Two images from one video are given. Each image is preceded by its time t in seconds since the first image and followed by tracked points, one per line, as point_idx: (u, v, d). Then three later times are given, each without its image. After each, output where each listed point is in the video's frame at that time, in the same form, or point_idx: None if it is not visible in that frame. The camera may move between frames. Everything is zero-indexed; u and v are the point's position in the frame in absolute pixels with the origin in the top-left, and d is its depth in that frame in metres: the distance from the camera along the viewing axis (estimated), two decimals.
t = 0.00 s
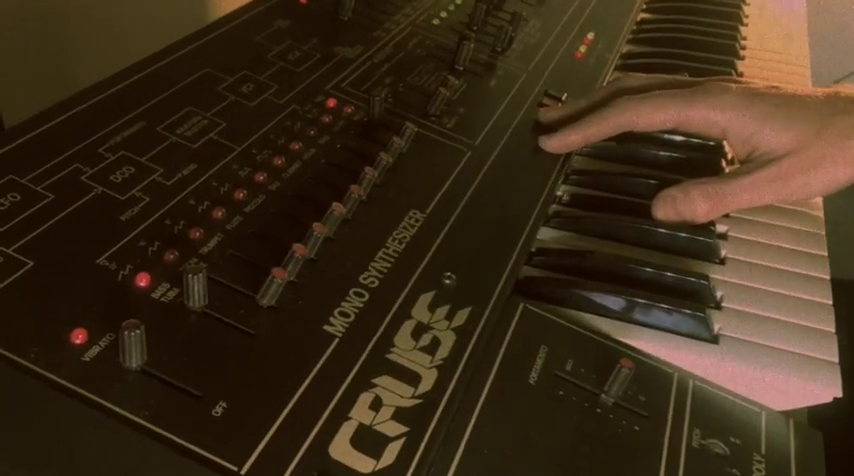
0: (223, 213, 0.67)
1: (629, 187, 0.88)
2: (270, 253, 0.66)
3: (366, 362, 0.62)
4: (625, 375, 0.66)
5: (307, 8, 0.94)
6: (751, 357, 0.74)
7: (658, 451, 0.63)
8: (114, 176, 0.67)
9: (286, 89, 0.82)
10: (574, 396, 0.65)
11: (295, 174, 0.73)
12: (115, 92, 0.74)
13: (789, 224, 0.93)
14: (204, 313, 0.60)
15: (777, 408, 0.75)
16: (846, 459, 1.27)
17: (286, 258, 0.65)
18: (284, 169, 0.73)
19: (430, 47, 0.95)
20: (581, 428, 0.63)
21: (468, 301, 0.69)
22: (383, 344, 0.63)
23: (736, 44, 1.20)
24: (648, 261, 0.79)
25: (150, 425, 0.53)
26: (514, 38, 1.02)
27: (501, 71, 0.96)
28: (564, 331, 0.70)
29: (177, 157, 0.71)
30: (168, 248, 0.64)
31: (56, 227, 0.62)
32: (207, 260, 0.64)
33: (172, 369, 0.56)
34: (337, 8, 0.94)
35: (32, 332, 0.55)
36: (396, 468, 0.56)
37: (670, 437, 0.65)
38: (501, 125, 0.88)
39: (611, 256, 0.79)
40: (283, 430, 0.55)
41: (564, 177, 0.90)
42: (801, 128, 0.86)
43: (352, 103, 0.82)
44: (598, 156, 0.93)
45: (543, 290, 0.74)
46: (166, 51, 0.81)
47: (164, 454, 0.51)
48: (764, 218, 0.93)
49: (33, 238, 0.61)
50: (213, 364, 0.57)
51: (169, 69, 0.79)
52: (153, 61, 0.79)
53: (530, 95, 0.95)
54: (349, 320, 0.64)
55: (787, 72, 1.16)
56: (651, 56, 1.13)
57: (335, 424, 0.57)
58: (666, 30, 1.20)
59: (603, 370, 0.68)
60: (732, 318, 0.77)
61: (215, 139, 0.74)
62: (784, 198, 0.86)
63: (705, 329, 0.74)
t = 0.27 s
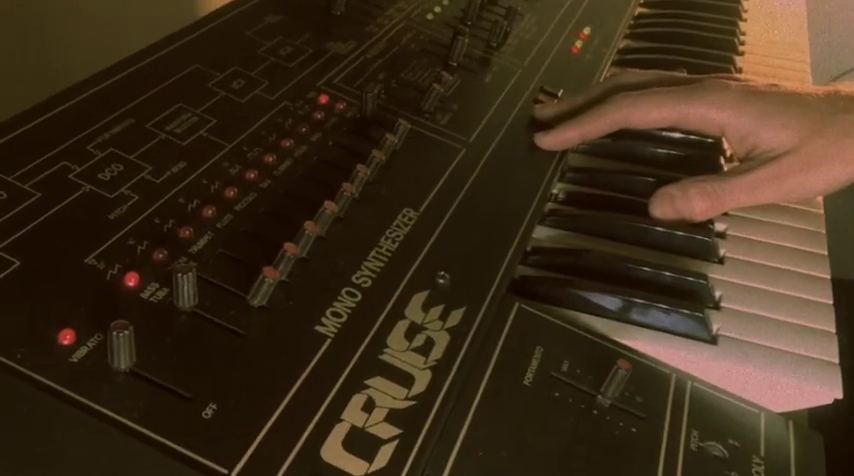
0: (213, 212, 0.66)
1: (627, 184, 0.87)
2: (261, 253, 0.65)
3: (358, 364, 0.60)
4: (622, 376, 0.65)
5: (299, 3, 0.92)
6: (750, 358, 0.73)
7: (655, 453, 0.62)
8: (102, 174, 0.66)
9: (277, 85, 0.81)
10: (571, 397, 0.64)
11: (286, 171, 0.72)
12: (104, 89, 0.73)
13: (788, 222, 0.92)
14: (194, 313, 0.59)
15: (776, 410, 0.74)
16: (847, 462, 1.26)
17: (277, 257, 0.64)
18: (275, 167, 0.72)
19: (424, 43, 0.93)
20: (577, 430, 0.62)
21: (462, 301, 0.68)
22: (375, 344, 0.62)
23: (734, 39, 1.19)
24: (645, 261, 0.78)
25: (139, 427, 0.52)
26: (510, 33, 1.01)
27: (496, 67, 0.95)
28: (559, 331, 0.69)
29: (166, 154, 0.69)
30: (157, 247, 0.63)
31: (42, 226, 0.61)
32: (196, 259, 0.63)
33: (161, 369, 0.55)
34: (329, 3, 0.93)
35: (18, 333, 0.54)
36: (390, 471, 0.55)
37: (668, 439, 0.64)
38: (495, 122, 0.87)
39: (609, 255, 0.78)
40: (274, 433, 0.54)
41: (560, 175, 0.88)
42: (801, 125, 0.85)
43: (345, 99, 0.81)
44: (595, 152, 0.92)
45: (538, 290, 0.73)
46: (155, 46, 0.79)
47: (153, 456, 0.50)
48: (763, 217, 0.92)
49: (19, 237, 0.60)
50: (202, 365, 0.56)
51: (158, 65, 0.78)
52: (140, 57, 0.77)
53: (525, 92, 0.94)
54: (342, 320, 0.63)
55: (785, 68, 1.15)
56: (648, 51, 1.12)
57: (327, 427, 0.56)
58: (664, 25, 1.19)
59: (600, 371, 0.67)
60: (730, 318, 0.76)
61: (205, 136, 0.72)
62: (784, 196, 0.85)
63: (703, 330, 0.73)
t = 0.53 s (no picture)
0: (203, 210, 0.65)
1: (623, 182, 0.86)
2: (252, 251, 0.63)
3: (350, 364, 0.59)
4: (619, 376, 0.63)
5: None
6: (749, 358, 0.72)
7: (652, 455, 0.61)
8: (90, 171, 0.65)
9: (268, 81, 0.79)
10: (566, 399, 0.63)
11: (277, 169, 0.71)
12: (92, 85, 0.72)
13: (788, 220, 0.91)
14: (184, 313, 0.58)
15: (776, 410, 0.73)
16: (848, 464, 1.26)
17: (268, 255, 0.63)
18: (266, 163, 0.71)
19: (417, 38, 0.92)
20: (574, 432, 0.61)
21: (456, 300, 0.67)
22: (368, 344, 0.61)
23: (733, 34, 1.18)
24: (642, 259, 0.77)
25: (127, 429, 0.51)
26: (504, 28, 1.00)
27: (490, 62, 0.94)
28: (555, 331, 0.68)
29: (154, 151, 0.68)
30: (146, 245, 0.61)
31: (28, 224, 0.60)
32: (185, 258, 0.62)
33: (149, 370, 0.54)
34: None
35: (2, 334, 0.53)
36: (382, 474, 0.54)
37: (665, 441, 0.63)
38: (490, 119, 0.86)
39: (605, 253, 0.77)
40: (264, 435, 0.53)
41: (556, 172, 0.87)
42: (801, 119, 0.84)
43: (337, 95, 0.80)
44: (591, 149, 0.91)
45: (534, 290, 0.72)
46: (144, 42, 0.78)
47: (140, 459, 0.49)
48: (762, 214, 0.91)
49: (4, 236, 0.59)
50: (191, 366, 0.55)
51: (147, 61, 0.76)
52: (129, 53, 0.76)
53: (520, 88, 0.93)
54: (334, 320, 0.62)
55: (785, 62, 1.14)
56: (645, 47, 1.11)
57: (318, 428, 0.55)
58: (662, 20, 1.18)
59: (596, 371, 0.66)
60: (728, 317, 0.75)
61: (194, 133, 0.71)
62: (784, 193, 0.84)
63: (701, 330, 0.72)
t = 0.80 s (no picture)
0: (192, 207, 0.64)
1: (620, 180, 0.85)
2: (243, 250, 0.62)
3: (342, 364, 0.58)
4: (616, 376, 0.62)
5: None
6: (748, 359, 0.70)
7: (650, 458, 0.60)
8: (78, 168, 0.64)
9: (259, 77, 0.78)
10: (562, 399, 0.62)
11: (268, 165, 0.70)
12: (80, 81, 0.71)
13: (787, 218, 0.90)
14: (173, 312, 0.57)
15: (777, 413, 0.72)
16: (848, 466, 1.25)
17: (258, 254, 0.61)
18: (257, 160, 0.70)
19: (410, 32, 0.91)
20: (570, 433, 0.60)
21: (450, 299, 0.66)
22: (360, 343, 0.60)
23: (733, 28, 1.17)
24: (639, 257, 0.76)
25: (116, 430, 0.50)
26: (499, 23, 0.99)
27: (485, 58, 0.93)
28: (550, 331, 0.67)
29: (143, 148, 0.67)
30: (135, 243, 0.60)
31: (14, 222, 0.59)
32: (174, 256, 0.61)
33: (137, 370, 0.53)
34: None
35: None
36: None
37: (663, 443, 0.62)
38: (484, 115, 0.85)
39: (601, 251, 0.76)
40: (255, 437, 0.52)
41: (551, 170, 0.86)
42: (801, 114, 0.83)
43: (329, 91, 0.79)
44: (588, 146, 0.90)
45: (529, 289, 0.71)
46: (134, 37, 0.77)
47: (126, 461, 0.48)
48: (761, 212, 0.90)
49: None
50: (180, 366, 0.54)
51: (136, 57, 0.75)
52: (117, 49, 0.75)
53: (515, 84, 0.92)
54: (326, 319, 0.61)
55: (785, 56, 1.13)
56: (643, 42, 1.10)
57: (310, 429, 0.54)
58: (660, 15, 1.17)
59: (593, 372, 0.65)
60: (726, 316, 0.74)
61: (184, 130, 0.70)
62: (784, 189, 0.83)
63: (699, 330, 0.71)
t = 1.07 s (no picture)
0: (181, 205, 0.63)
1: (617, 177, 0.84)
2: (232, 249, 0.61)
3: (334, 366, 0.57)
4: (613, 378, 0.62)
5: None
6: (747, 360, 0.69)
7: (647, 461, 0.59)
8: (65, 165, 0.63)
9: (249, 72, 0.77)
10: (558, 401, 0.61)
11: (258, 162, 0.69)
12: (68, 76, 0.69)
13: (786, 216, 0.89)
14: (161, 312, 0.56)
15: (776, 414, 0.70)
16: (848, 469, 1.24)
17: (249, 253, 0.60)
18: (247, 157, 0.69)
19: (403, 27, 0.90)
20: (566, 435, 0.59)
21: (443, 299, 0.65)
22: (352, 344, 0.59)
23: (731, 23, 1.16)
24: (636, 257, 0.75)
25: (103, 432, 0.48)
26: (493, 18, 0.98)
27: (479, 53, 0.92)
28: (545, 330, 0.66)
29: (131, 145, 0.66)
30: (123, 242, 0.59)
31: None
32: (163, 255, 0.59)
33: (125, 371, 0.52)
34: None
35: None
36: None
37: (660, 445, 0.61)
38: (478, 111, 0.84)
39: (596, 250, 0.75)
40: (245, 439, 0.51)
41: (547, 167, 0.85)
42: (803, 114, 0.82)
43: (320, 87, 0.78)
44: (586, 143, 0.89)
45: (524, 288, 0.70)
46: (123, 32, 0.76)
47: (113, 465, 0.47)
48: (761, 210, 0.89)
49: None
50: (168, 367, 0.53)
51: (125, 52, 0.74)
52: (106, 44, 0.74)
53: (509, 79, 0.91)
54: (317, 319, 0.60)
55: (784, 52, 1.12)
56: (640, 37, 1.09)
57: (301, 432, 0.53)
58: (657, 9, 1.16)
59: (589, 372, 0.64)
60: (725, 316, 0.73)
61: (172, 126, 0.69)
62: (783, 188, 0.82)
63: (697, 330, 0.70)
